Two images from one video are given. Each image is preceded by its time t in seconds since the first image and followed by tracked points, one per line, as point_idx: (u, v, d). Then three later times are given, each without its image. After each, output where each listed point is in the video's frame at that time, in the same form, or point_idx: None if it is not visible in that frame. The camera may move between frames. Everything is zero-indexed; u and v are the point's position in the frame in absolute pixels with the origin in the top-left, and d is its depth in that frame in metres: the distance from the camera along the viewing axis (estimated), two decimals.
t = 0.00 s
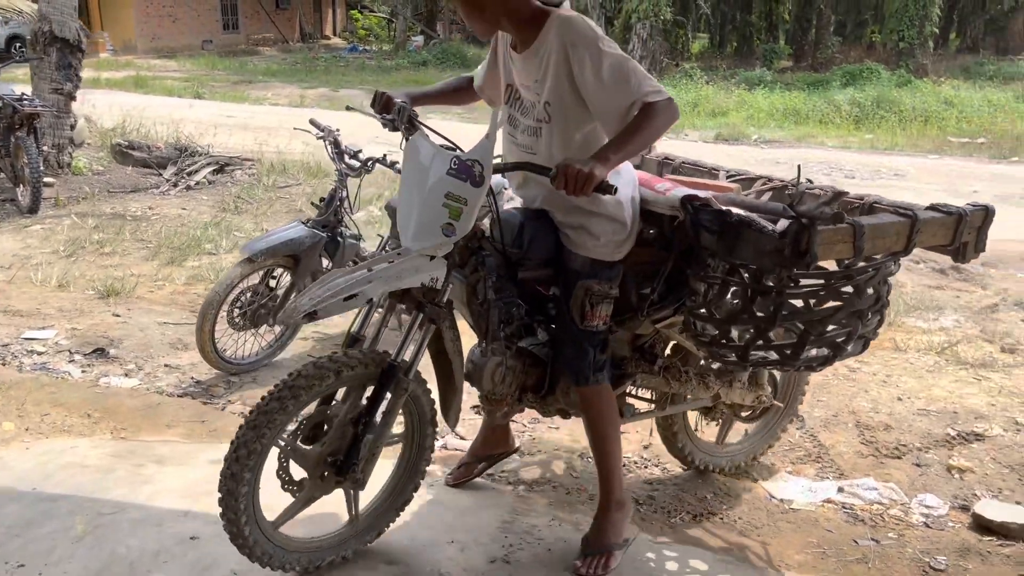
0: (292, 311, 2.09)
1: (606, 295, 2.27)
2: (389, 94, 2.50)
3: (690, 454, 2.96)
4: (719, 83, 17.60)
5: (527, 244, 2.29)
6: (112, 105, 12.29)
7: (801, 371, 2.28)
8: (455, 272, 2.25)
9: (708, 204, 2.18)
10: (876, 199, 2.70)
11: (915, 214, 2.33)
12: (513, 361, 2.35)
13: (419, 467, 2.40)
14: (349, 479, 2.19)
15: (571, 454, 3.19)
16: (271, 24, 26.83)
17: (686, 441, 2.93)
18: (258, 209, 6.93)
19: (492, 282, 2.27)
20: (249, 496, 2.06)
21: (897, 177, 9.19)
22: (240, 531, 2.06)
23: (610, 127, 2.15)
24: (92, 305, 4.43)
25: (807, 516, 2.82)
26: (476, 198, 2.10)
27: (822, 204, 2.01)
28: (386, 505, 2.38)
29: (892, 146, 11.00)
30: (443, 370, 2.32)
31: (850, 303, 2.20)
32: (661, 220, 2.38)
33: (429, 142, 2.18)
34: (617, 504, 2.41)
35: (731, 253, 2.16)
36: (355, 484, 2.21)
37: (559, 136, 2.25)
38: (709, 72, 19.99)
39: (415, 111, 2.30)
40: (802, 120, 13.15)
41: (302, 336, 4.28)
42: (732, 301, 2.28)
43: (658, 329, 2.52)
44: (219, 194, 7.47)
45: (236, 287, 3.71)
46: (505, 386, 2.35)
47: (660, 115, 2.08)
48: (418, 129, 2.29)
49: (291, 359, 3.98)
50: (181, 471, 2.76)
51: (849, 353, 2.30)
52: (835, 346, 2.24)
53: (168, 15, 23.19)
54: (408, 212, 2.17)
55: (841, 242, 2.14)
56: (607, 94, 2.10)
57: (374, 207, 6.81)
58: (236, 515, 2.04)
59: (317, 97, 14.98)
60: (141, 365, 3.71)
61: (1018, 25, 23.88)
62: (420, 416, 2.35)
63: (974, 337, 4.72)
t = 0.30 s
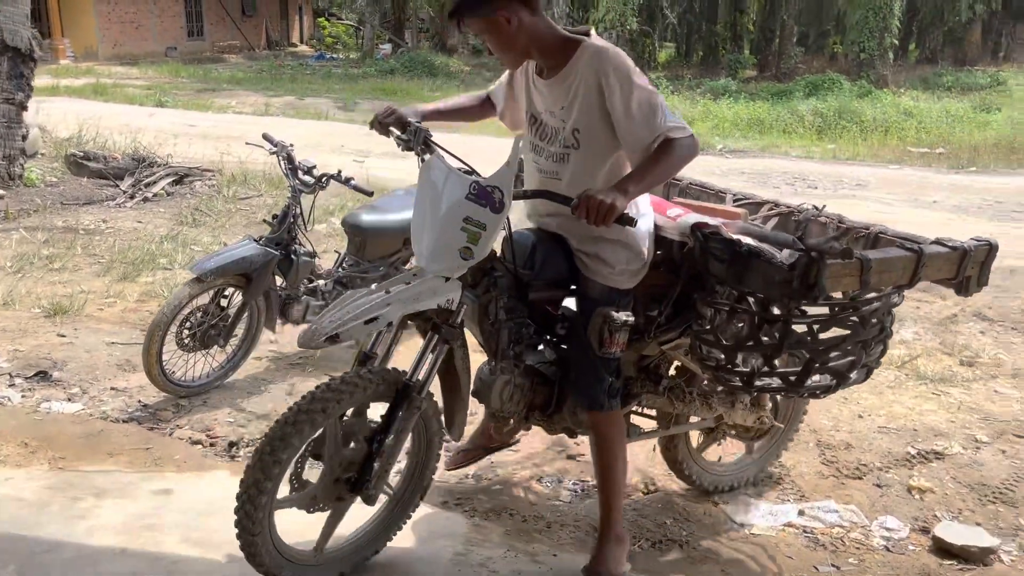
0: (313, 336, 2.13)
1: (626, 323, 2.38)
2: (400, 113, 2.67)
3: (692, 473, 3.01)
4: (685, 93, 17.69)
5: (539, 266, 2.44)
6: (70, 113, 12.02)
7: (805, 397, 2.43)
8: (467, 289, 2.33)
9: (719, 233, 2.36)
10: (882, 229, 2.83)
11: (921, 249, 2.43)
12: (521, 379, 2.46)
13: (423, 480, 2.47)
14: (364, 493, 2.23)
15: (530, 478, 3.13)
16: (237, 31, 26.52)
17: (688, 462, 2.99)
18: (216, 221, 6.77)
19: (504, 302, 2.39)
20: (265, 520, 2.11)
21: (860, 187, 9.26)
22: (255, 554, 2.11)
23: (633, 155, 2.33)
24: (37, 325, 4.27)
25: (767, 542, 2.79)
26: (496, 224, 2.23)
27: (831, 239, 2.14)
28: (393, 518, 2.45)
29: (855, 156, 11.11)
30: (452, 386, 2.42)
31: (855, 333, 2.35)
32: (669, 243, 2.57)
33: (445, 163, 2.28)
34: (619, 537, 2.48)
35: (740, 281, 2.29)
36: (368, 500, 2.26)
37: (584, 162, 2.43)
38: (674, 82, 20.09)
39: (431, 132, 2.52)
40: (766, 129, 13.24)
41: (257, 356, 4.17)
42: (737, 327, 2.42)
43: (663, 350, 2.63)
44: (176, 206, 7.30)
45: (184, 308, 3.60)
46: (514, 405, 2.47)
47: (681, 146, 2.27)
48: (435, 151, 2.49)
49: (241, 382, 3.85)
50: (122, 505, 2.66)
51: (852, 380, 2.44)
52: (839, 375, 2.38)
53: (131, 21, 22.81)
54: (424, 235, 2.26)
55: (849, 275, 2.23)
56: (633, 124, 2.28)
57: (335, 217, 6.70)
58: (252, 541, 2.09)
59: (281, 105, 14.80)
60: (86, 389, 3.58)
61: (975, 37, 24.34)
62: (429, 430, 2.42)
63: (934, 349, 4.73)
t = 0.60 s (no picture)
0: (340, 347, 2.23)
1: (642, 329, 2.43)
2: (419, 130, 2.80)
3: (705, 478, 3.13)
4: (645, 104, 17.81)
5: (553, 275, 2.54)
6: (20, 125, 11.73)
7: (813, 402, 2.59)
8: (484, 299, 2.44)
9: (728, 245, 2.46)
10: (885, 237, 3.07)
11: (922, 257, 2.58)
12: (537, 385, 2.55)
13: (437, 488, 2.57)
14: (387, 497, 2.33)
15: (495, 496, 3.08)
16: (194, 40, 26.16)
17: (701, 466, 3.11)
18: (171, 235, 6.62)
19: (519, 310, 2.49)
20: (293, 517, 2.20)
21: (818, 197, 9.37)
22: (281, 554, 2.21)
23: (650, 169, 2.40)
24: None
25: (734, 558, 2.77)
26: (514, 238, 2.32)
27: (835, 251, 2.30)
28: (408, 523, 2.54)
29: (813, 167, 11.26)
30: (464, 389, 2.50)
31: (861, 339, 2.51)
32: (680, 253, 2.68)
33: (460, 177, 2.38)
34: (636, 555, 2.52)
35: (748, 291, 2.41)
36: (388, 504, 2.36)
37: (605, 176, 2.51)
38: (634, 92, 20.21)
39: (448, 148, 2.67)
40: (726, 140, 13.37)
41: (213, 374, 4.06)
42: (746, 334, 2.56)
43: (673, 357, 2.77)
44: (130, 219, 7.13)
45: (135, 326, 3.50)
46: (528, 411, 2.56)
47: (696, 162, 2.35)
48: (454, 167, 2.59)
49: (196, 402, 3.74)
50: (68, 533, 2.56)
51: (856, 384, 2.61)
52: (845, 379, 2.55)
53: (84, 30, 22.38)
54: (443, 248, 2.35)
55: (854, 284, 2.36)
56: (651, 138, 2.37)
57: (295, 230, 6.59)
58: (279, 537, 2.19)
59: (240, 116, 14.61)
60: (31, 412, 3.46)
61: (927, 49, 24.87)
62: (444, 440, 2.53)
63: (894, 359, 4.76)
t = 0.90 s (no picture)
0: (350, 363, 2.32)
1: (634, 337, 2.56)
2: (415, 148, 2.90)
3: (697, 481, 3.24)
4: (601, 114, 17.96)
5: (547, 287, 2.68)
6: None
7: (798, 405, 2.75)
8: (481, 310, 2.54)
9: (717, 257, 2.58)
10: (867, 247, 3.17)
11: (901, 269, 2.67)
12: (533, 392, 2.67)
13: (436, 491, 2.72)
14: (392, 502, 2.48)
15: (455, 514, 3.06)
16: (144, 50, 25.73)
17: (692, 465, 3.22)
18: (121, 250, 6.49)
19: (514, 321, 2.60)
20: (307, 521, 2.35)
21: (772, 206, 9.50)
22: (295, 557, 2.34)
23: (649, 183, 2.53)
24: None
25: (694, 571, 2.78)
26: (512, 253, 2.42)
27: (815, 263, 2.36)
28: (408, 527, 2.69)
29: (767, 176, 11.42)
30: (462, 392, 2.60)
31: (843, 346, 2.63)
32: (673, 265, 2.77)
33: (459, 195, 2.47)
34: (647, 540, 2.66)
35: (734, 302, 2.53)
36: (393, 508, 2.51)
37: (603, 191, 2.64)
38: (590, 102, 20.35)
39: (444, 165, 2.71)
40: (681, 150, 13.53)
41: (165, 394, 3.97)
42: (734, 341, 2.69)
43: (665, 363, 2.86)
44: (78, 235, 6.95)
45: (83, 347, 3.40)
46: (525, 416, 2.66)
47: (690, 175, 2.48)
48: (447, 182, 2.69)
49: (148, 423, 3.66)
50: (11, 564, 2.48)
51: (840, 389, 2.75)
52: (829, 385, 2.70)
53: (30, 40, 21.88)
54: (443, 265, 2.46)
55: (833, 295, 2.48)
56: (649, 152, 2.50)
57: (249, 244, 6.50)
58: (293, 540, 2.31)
59: (192, 127, 14.39)
60: None
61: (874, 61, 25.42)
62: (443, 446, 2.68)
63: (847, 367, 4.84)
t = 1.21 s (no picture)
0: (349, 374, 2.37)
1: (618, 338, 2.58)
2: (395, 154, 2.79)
3: (686, 477, 3.32)
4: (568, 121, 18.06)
5: (532, 291, 2.72)
6: None
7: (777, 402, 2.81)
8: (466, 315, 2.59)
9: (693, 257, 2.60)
10: (842, 246, 3.21)
11: (871, 267, 2.72)
12: (520, 393, 2.72)
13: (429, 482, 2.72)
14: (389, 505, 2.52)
15: (421, 524, 3.03)
16: (106, 56, 25.39)
17: (679, 463, 3.29)
18: (82, 260, 6.39)
19: (500, 324, 2.65)
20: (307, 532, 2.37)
21: (738, 212, 9.61)
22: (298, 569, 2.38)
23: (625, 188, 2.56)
24: None
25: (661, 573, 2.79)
26: (501, 261, 2.47)
27: (785, 263, 2.45)
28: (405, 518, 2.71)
29: (733, 182, 11.56)
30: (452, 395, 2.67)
31: (818, 344, 2.67)
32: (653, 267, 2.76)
33: (449, 204, 2.53)
34: (619, 545, 2.68)
35: (710, 301, 2.56)
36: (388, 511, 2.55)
37: (582, 198, 2.67)
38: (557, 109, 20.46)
39: (430, 176, 2.69)
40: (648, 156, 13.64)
41: (127, 406, 3.91)
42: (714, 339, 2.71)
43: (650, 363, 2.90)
44: (37, 244, 6.83)
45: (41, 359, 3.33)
46: (513, 416, 2.71)
47: (665, 179, 2.52)
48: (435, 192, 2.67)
49: (108, 436, 3.59)
50: None
51: (816, 384, 2.82)
52: (805, 381, 2.77)
53: None
54: (434, 272, 2.50)
55: (804, 294, 2.52)
56: (625, 158, 2.54)
57: (214, 252, 6.43)
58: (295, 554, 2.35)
59: (155, 135, 14.22)
60: None
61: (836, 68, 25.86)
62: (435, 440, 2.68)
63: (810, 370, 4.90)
